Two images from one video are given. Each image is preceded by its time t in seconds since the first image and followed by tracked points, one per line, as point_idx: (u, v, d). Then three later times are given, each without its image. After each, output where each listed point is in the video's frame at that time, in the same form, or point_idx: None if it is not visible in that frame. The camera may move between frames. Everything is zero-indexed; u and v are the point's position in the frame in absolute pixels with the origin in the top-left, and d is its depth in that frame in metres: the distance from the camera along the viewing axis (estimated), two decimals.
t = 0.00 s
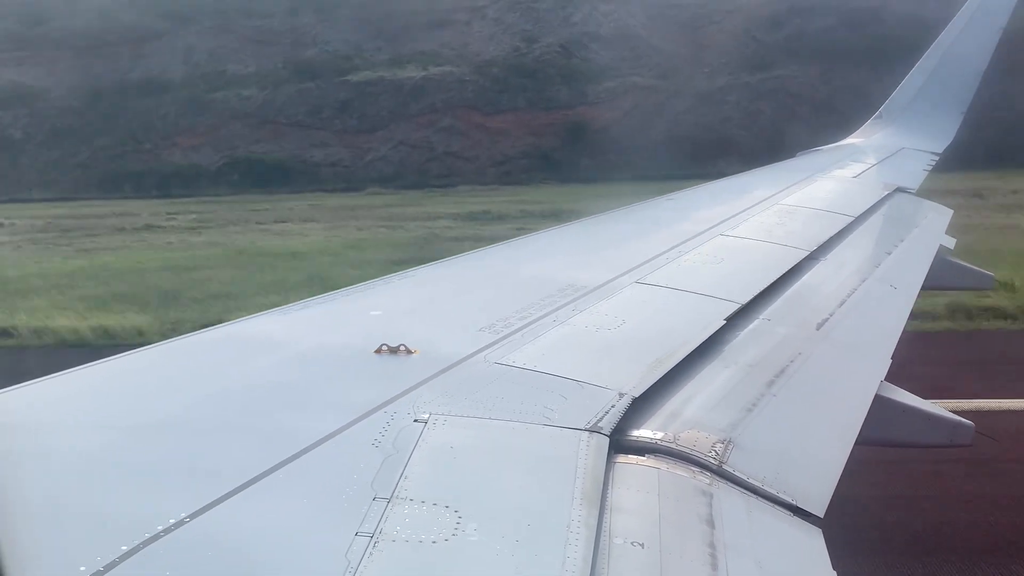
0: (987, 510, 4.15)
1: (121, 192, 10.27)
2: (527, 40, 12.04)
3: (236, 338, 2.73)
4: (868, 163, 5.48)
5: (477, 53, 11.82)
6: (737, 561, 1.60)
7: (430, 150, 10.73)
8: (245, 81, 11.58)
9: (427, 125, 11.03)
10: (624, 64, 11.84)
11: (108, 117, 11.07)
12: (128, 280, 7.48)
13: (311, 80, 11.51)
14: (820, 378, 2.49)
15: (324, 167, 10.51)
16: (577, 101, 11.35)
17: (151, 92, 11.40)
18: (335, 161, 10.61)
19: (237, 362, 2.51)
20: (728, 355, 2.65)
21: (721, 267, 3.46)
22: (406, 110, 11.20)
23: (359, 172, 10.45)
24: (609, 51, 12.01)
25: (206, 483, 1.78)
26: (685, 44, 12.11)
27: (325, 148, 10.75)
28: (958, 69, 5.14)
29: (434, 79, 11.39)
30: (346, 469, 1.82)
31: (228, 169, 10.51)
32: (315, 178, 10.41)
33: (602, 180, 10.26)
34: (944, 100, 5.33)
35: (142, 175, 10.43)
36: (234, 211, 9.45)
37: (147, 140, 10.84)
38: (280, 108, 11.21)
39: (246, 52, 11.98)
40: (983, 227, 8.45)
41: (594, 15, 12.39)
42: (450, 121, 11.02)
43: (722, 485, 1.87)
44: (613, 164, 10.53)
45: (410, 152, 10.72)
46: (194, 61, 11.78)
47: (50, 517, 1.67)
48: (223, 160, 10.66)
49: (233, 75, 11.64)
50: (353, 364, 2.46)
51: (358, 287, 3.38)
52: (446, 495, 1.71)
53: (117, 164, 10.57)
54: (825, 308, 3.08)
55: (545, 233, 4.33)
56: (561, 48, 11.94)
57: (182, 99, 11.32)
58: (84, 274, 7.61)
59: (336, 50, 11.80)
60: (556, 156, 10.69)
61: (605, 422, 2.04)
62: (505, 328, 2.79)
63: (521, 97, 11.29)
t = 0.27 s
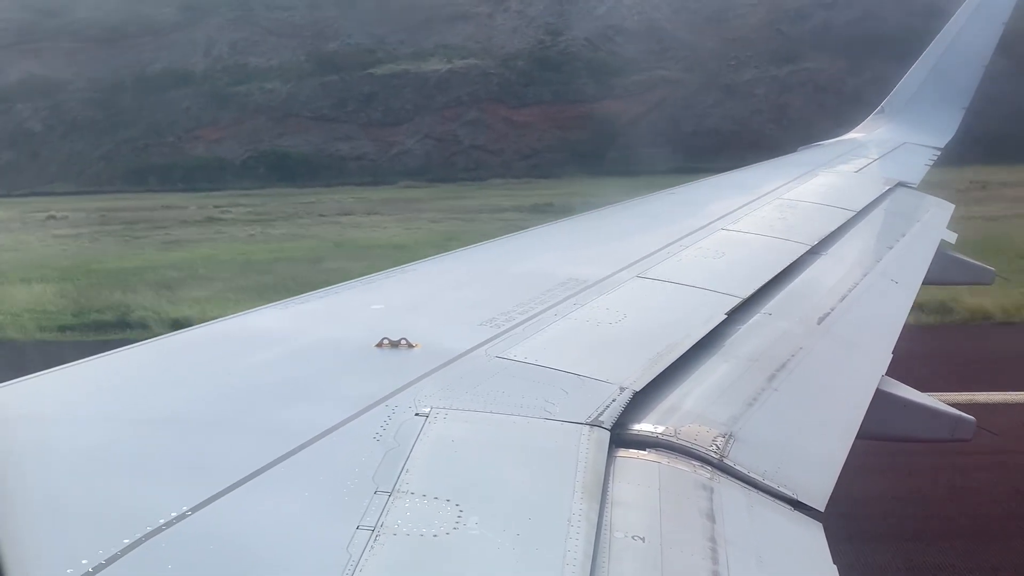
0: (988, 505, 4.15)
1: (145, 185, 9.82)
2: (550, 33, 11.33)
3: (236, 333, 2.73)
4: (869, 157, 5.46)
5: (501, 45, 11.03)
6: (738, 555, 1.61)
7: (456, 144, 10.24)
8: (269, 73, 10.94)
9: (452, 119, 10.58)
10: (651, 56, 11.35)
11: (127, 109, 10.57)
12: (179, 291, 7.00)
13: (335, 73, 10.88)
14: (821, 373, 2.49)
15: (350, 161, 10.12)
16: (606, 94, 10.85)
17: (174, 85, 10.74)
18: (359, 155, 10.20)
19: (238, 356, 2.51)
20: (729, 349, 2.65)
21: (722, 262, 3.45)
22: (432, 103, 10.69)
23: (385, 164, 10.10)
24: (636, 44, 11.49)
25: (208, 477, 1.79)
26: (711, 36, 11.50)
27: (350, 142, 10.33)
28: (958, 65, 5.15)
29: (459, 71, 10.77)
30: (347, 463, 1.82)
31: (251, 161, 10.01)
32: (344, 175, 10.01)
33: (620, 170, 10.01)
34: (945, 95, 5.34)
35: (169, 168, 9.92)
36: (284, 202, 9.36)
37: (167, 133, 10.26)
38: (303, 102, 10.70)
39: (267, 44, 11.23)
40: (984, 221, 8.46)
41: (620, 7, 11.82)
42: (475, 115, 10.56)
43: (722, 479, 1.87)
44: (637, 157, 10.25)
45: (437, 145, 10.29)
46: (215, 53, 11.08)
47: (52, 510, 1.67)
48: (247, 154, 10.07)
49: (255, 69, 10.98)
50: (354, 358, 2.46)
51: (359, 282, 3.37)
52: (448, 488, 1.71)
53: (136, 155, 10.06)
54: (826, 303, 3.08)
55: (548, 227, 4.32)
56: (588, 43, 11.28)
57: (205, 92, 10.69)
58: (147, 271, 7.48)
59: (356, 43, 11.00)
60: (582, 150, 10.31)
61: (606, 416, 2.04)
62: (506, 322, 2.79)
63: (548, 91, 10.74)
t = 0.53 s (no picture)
0: (988, 501, 4.15)
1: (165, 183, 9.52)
2: (570, 27, 10.56)
3: (236, 329, 2.72)
4: (870, 153, 5.45)
5: (521, 39, 10.37)
6: (738, 550, 1.61)
7: (477, 139, 9.80)
8: (286, 67, 10.21)
9: (472, 114, 9.92)
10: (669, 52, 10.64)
11: (140, 104, 9.82)
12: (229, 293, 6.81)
13: (352, 67, 10.18)
14: (822, 368, 2.48)
15: (371, 155, 9.66)
16: (625, 89, 10.20)
17: (190, 79, 10.05)
18: (381, 150, 9.71)
19: (238, 352, 2.51)
20: (729, 346, 2.64)
21: (723, 258, 3.45)
22: (452, 97, 10.00)
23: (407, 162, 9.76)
24: (654, 40, 10.78)
25: (209, 472, 1.79)
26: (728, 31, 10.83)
27: (370, 135, 9.77)
28: (959, 60, 5.13)
29: (480, 65, 10.10)
30: (347, 458, 1.83)
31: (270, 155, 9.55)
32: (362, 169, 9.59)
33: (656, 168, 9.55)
34: (945, 91, 5.33)
35: (186, 164, 9.58)
36: (332, 194, 9.25)
37: (186, 129, 9.73)
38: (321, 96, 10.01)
39: (282, 39, 10.45)
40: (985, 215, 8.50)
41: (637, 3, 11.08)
42: (496, 110, 9.91)
43: (723, 475, 1.87)
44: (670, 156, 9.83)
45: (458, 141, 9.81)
46: (232, 48, 10.28)
47: (52, 505, 1.67)
48: (267, 150, 9.58)
49: (271, 63, 10.22)
50: (354, 354, 2.46)
51: (359, 278, 3.36)
52: (448, 483, 1.72)
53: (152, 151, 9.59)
54: (826, 299, 3.08)
55: (549, 224, 4.30)
56: (607, 37, 10.59)
57: (221, 88, 10.03)
58: (214, 269, 7.42)
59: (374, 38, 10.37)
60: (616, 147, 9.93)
61: (606, 411, 2.04)
62: (505, 318, 2.79)
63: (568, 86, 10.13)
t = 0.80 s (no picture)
0: (988, 501, 4.14)
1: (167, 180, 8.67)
2: (590, 25, 9.96)
3: (238, 327, 2.73)
4: (870, 153, 5.46)
5: (537, 36, 9.71)
6: (738, 549, 1.61)
7: (499, 137, 9.02)
8: (303, 65, 9.32)
9: (492, 111, 9.17)
10: (688, 49, 9.95)
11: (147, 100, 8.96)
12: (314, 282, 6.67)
13: (372, 65, 9.40)
14: (822, 367, 2.48)
15: (391, 153, 8.87)
16: (646, 86, 9.59)
17: (201, 78, 9.16)
18: (400, 148, 8.88)
19: (240, 351, 2.51)
20: (730, 345, 2.64)
21: (724, 258, 3.45)
22: (472, 95, 9.31)
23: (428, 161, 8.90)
24: (675, 36, 10.02)
25: (210, 470, 1.79)
26: (748, 31, 10.07)
27: (390, 134, 8.94)
28: (961, 61, 5.12)
29: (500, 62, 9.45)
30: (349, 457, 1.83)
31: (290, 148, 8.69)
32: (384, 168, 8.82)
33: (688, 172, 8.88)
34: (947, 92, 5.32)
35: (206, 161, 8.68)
36: (382, 189, 8.69)
37: (203, 127, 8.86)
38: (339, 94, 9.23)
39: (298, 37, 9.56)
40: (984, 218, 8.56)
41: None
42: (516, 107, 9.25)
43: (724, 473, 1.87)
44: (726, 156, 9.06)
45: (479, 139, 9.05)
46: (247, 44, 9.31)
47: (53, 504, 1.67)
48: (287, 148, 8.69)
49: (289, 62, 9.32)
50: (355, 353, 2.46)
51: (360, 276, 3.37)
52: (449, 482, 1.71)
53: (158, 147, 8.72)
54: (826, 298, 3.08)
55: (549, 222, 4.32)
56: (627, 34, 9.93)
57: (241, 84, 9.11)
58: (330, 265, 7.15)
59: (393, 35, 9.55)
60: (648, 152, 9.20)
61: (607, 410, 2.04)
62: (506, 317, 2.79)
63: (588, 83, 9.47)
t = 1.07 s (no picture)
0: (990, 501, 4.14)
1: (201, 179, 9.02)
2: (608, 23, 11.60)
3: (240, 328, 2.73)
4: (872, 153, 5.47)
5: (555, 36, 11.01)
6: (741, 550, 1.61)
7: (519, 136, 9.67)
8: (318, 63, 10.33)
9: (512, 110, 10.02)
10: (707, 48, 11.46)
11: (179, 103, 9.89)
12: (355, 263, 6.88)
13: (390, 65, 10.14)
14: (824, 368, 2.48)
15: (411, 153, 9.17)
16: (665, 86, 10.97)
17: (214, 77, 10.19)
18: (420, 146, 9.33)
19: (242, 351, 2.51)
20: (732, 345, 2.64)
21: (726, 258, 3.44)
22: (491, 93, 10.14)
23: (447, 157, 9.26)
24: (691, 36, 11.66)
25: (212, 471, 1.79)
26: (765, 30, 11.52)
27: (410, 134, 9.50)
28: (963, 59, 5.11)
29: (519, 61, 10.38)
30: (351, 458, 1.83)
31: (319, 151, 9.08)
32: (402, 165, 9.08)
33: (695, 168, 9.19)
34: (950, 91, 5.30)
35: (227, 159, 9.09)
36: (422, 187, 8.73)
37: (221, 125, 9.58)
38: (359, 93, 10.02)
39: (313, 35, 10.67)
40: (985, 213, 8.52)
41: None
42: (535, 108, 10.11)
43: (726, 475, 1.87)
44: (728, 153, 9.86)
45: (499, 136, 9.66)
46: (262, 44, 10.57)
47: (55, 506, 1.67)
48: (306, 148, 9.17)
49: (303, 58, 10.38)
50: (358, 354, 2.46)
51: (361, 276, 3.37)
52: (451, 483, 1.71)
53: (186, 147, 9.24)
54: (829, 299, 3.08)
55: (549, 222, 4.32)
56: (643, 33, 11.59)
57: (254, 83, 10.03)
58: (345, 256, 7.15)
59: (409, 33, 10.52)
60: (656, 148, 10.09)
61: (609, 411, 2.04)
62: (508, 318, 2.79)
63: (607, 82, 10.78)
